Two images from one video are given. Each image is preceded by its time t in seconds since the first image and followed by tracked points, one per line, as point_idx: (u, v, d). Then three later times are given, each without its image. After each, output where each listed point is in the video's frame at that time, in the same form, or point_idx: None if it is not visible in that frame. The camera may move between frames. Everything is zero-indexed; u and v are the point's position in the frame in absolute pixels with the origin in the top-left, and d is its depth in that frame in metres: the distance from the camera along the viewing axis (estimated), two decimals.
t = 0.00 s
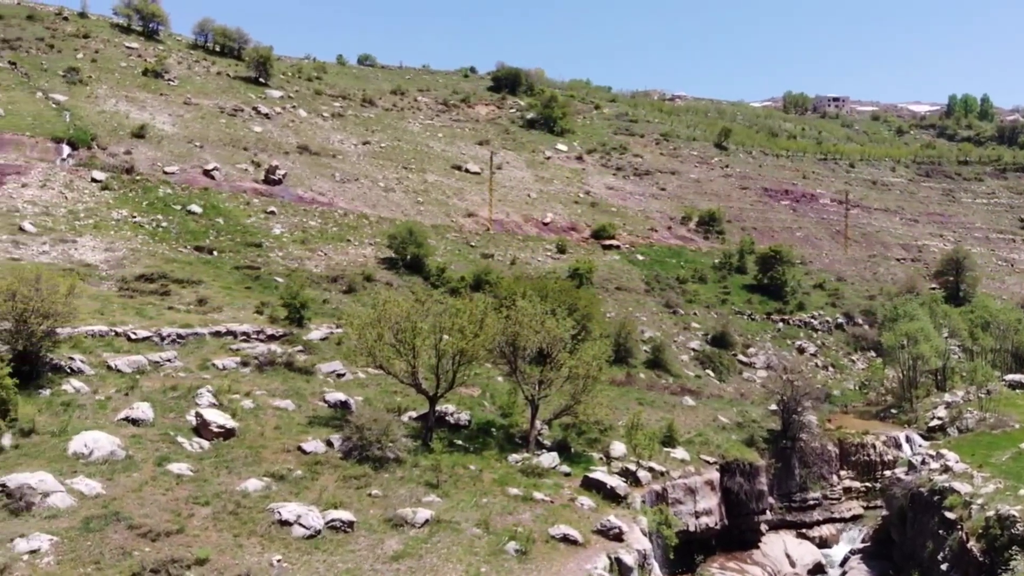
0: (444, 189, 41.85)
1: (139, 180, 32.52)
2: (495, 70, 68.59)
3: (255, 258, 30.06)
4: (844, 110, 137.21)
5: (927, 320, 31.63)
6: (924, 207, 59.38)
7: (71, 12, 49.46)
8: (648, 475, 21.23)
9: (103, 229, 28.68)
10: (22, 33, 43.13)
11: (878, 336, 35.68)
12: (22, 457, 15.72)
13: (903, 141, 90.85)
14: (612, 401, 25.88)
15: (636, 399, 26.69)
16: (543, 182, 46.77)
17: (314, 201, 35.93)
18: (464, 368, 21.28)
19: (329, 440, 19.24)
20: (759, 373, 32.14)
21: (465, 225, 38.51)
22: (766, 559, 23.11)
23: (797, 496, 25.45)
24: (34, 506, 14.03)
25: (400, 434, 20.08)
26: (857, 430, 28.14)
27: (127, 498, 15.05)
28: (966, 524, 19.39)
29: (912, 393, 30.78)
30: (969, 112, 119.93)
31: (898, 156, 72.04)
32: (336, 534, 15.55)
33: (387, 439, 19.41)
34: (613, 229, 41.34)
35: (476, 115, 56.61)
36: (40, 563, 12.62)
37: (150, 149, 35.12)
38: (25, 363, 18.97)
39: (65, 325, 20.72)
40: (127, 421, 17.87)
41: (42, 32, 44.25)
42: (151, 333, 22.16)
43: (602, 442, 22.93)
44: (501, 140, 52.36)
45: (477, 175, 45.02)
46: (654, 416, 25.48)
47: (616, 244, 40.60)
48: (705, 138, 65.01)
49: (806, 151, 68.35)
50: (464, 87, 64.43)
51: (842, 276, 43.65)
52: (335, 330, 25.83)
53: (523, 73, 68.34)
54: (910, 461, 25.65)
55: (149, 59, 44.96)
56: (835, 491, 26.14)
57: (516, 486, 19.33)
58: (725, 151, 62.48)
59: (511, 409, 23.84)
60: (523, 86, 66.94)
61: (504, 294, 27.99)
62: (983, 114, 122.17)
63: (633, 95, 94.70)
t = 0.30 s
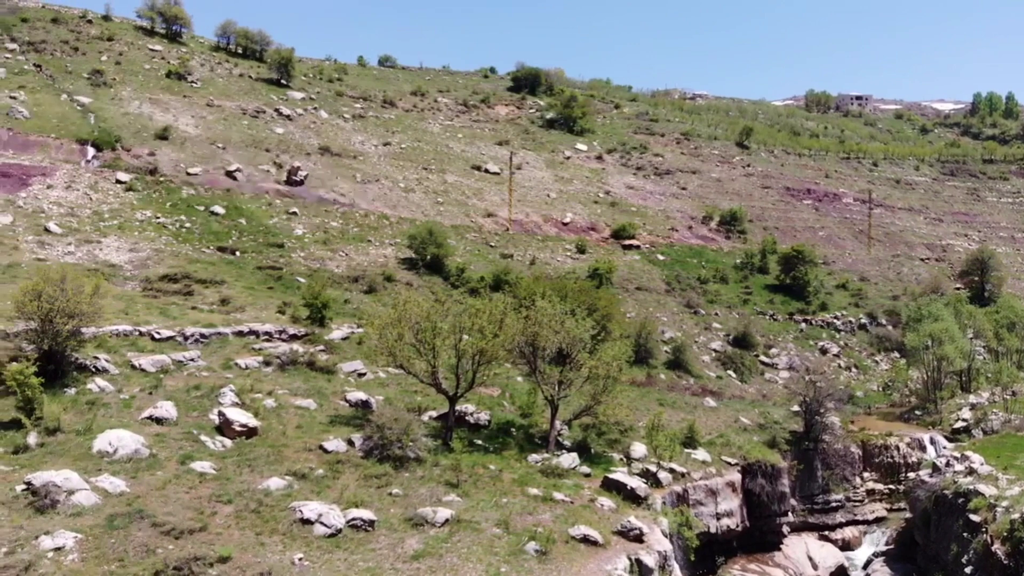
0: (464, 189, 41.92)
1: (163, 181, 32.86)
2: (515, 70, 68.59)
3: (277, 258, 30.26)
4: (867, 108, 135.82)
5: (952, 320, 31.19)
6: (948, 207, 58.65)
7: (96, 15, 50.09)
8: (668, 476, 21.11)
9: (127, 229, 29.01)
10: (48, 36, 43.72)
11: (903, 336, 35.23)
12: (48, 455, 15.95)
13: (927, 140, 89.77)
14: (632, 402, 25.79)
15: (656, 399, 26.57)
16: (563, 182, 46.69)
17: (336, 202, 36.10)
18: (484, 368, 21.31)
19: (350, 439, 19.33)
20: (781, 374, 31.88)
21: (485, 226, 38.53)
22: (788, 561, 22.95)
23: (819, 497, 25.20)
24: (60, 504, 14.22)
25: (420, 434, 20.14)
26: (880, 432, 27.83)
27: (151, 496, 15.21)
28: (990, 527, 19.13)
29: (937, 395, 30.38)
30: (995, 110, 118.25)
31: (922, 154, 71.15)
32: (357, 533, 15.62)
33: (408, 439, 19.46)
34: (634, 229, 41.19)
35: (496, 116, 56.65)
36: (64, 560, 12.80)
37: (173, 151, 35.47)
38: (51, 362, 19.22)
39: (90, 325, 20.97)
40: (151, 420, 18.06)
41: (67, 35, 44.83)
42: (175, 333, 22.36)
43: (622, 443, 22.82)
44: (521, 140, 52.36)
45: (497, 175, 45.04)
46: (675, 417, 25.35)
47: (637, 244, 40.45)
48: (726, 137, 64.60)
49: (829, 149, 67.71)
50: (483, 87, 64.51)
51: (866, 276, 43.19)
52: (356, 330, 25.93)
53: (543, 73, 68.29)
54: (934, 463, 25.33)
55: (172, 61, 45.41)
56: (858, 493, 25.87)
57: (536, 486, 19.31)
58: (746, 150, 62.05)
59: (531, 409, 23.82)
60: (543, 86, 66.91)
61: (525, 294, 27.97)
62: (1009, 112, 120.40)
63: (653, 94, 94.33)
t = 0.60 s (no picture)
0: (484, 189, 41.97)
1: (186, 182, 33.17)
2: (535, 70, 68.56)
3: (299, 258, 30.46)
4: (890, 106, 134.39)
5: (977, 321, 30.76)
6: (974, 206, 57.88)
7: (120, 18, 50.66)
8: (689, 477, 20.98)
9: (151, 230, 29.31)
10: (73, 39, 44.30)
11: (927, 337, 34.80)
12: (74, 453, 16.16)
13: (952, 138, 88.62)
14: (653, 403, 25.69)
15: (677, 400, 26.44)
16: (582, 182, 46.60)
17: (356, 202, 36.26)
18: (503, 368, 21.31)
19: (370, 438, 19.42)
20: (803, 375, 31.60)
21: (504, 226, 38.53)
22: (811, 563, 22.76)
23: (842, 500, 24.97)
24: (84, 502, 14.39)
25: (440, 433, 20.19)
26: (904, 434, 27.53)
27: (174, 494, 15.35)
28: (1015, 530, 18.90)
29: (962, 397, 29.96)
30: (1022, 108, 116.47)
31: (946, 152, 70.26)
32: (377, 532, 15.68)
33: (427, 438, 19.51)
34: (654, 229, 41.03)
35: (516, 116, 56.67)
36: (88, 557, 12.96)
37: (196, 152, 35.79)
38: (76, 362, 19.47)
39: (115, 325, 21.21)
40: (174, 419, 18.23)
41: (92, 38, 45.37)
42: (198, 333, 22.55)
43: (642, 444, 22.72)
44: (541, 140, 52.34)
45: (516, 175, 45.04)
46: (696, 419, 25.20)
47: (657, 244, 40.28)
48: (748, 136, 64.18)
49: (852, 148, 67.06)
50: (503, 87, 64.56)
51: (890, 277, 42.73)
52: (377, 330, 26.02)
53: (562, 73, 68.22)
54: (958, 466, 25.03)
55: (194, 63, 45.83)
56: (881, 496, 25.61)
57: (556, 486, 19.28)
58: (768, 149, 61.59)
59: (550, 409, 23.77)
60: (563, 87, 66.85)
61: (545, 294, 27.94)
62: None
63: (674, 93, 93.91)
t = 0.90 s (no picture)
0: (503, 189, 41.99)
1: (209, 183, 33.46)
2: (555, 70, 68.50)
3: (320, 258, 30.63)
4: (914, 105, 132.93)
5: (1003, 322, 30.34)
6: (1000, 205, 57.11)
7: (144, 20, 51.21)
8: (710, 478, 20.85)
9: (174, 230, 29.60)
10: (98, 42, 44.85)
11: (952, 338, 34.37)
12: (98, 451, 16.36)
13: (977, 137, 87.50)
14: (673, 404, 25.58)
15: (698, 401, 26.29)
16: (602, 182, 46.49)
17: (377, 203, 36.40)
18: (523, 368, 21.30)
19: (390, 438, 19.47)
20: (825, 376, 31.32)
21: (524, 226, 38.52)
22: (833, 566, 22.60)
23: (864, 502, 24.71)
24: (108, 499, 14.56)
25: (460, 433, 20.21)
26: (928, 435, 27.21)
27: (197, 492, 15.48)
28: None
29: (987, 398, 29.54)
30: None
31: (971, 151, 69.33)
32: (397, 531, 15.72)
33: (447, 438, 19.54)
34: (675, 229, 40.85)
35: (535, 116, 56.66)
36: (112, 555, 13.11)
37: (219, 154, 36.09)
38: (100, 361, 19.70)
39: (138, 324, 21.43)
40: (197, 417, 18.39)
41: (116, 40, 45.88)
42: (220, 332, 22.73)
43: (663, 445, 22.61)
44: (561, 140, 52.28)
45: (536, 175, 45.02)
46: (717, 420, 25.05)
47: (678, 244, 40.08)
48: (769, 135, 63.74)
49: (875, 147, 66.35)
50: (523, 87, 64.57)
51: (914, 277, 42.27)
52: (397, 330, 26.09)
53: (582, 72, 68.09)
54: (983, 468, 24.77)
55: (217, 65, 46.23)
56: (904, 498, 25.33)
57: (575, 487, 19.23)
58: (789, 148, 61.11)
59: (569, 410, 23.72)
60: (583, 86, 66.76)
61: (565, 294, 27.90)
62: None
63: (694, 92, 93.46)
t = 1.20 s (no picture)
0: (523, 190, 42.00)
1: (232, 184, 33.73)
2: (574, 69, 68.41)
3: (342, 259, 30.81)
4: (938, 103, 131.35)
5: None
6: None
7: (167, 23, 51.74)
8: (731, 480, 20.72)
9: (197, 231, 29.89)
10: (122, 45, 45.36)
11: (977, 339, 33.94)
12: (122, 450, 16.54)
13: (1004, 136, 86.25)
14: (694, 405, 25.46)
15: (719, 403, 26.14)
16: (622, 182, 46.36)
17: (397, 203, 36.52)
18: (542, 369, 21.29)
19: (411, 437, 19.53)
20: (849, 377, 31.04)
21: (543, 226, 38.50)
22: (856, 568, 22.58)
23: (888, 505, 24.46)
24: (132, 497, 14.71)
25: (479, 433, 20.24)
26: (952, 437, 26.92)
27: (219, 490, 15.62)
28: None
29: (1014, 401, 29.12)
30: None
31: (997, 150, 68.39)
32: (417, 530, 15.76)
33: (466, 438, 19.57)
34: (696, 229, 40.66)
35: (555, 116, 56.63)
36: (136, 553, 13.26)
37: (241, 155, 36.38)
38: (125, 360, 19.93)
39: (162, 324, 21.65)
40: (219, 417, 18.54)
41: (140, 43, 46.37)
42: (243, 332, 22.90)
43: (683, 447, 22.50)
44: (580, 140, 52.21)
45: (556, 176, 44.98)
46: (738, 421, 24.89)
47: (699, 244, 39.88)
48: (791, 134, 63.27)
49: (899, 145, 65.63)
50: (543, 88, 64.57)
51: (938, 277, 41.80)
52: (417, 329, 26.14)
53: (602, 72, 67.94)
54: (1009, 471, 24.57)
55: (239, 67, 46.60)
56: (929, 501, 25.05)
57: (595, 488, 19.18)
58: (812, 147, 60.62)
59: (589, 411, 23.67)
60: (603, 86, 66.66)
61: (586, 295, 27.86)
62: None
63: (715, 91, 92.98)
